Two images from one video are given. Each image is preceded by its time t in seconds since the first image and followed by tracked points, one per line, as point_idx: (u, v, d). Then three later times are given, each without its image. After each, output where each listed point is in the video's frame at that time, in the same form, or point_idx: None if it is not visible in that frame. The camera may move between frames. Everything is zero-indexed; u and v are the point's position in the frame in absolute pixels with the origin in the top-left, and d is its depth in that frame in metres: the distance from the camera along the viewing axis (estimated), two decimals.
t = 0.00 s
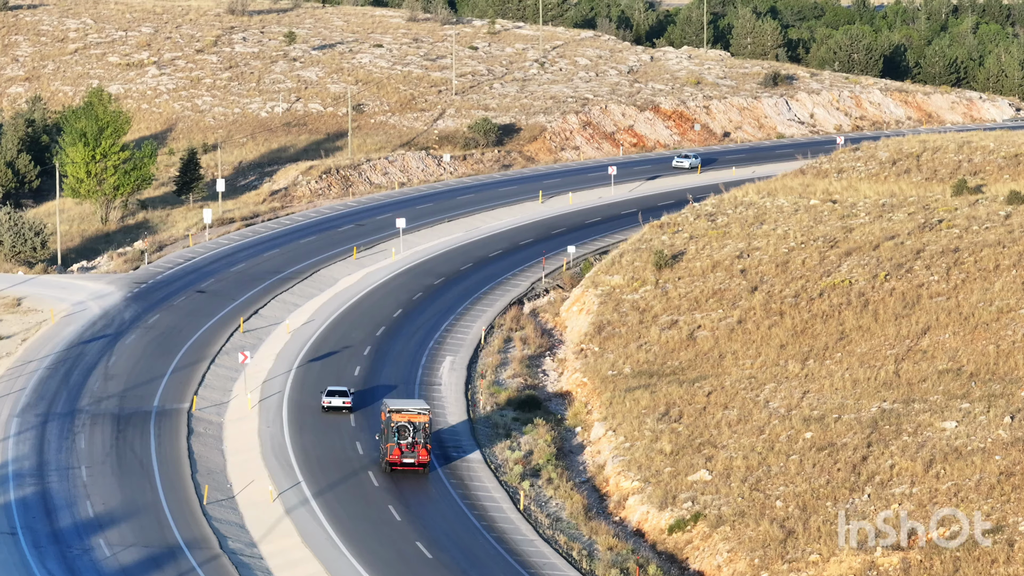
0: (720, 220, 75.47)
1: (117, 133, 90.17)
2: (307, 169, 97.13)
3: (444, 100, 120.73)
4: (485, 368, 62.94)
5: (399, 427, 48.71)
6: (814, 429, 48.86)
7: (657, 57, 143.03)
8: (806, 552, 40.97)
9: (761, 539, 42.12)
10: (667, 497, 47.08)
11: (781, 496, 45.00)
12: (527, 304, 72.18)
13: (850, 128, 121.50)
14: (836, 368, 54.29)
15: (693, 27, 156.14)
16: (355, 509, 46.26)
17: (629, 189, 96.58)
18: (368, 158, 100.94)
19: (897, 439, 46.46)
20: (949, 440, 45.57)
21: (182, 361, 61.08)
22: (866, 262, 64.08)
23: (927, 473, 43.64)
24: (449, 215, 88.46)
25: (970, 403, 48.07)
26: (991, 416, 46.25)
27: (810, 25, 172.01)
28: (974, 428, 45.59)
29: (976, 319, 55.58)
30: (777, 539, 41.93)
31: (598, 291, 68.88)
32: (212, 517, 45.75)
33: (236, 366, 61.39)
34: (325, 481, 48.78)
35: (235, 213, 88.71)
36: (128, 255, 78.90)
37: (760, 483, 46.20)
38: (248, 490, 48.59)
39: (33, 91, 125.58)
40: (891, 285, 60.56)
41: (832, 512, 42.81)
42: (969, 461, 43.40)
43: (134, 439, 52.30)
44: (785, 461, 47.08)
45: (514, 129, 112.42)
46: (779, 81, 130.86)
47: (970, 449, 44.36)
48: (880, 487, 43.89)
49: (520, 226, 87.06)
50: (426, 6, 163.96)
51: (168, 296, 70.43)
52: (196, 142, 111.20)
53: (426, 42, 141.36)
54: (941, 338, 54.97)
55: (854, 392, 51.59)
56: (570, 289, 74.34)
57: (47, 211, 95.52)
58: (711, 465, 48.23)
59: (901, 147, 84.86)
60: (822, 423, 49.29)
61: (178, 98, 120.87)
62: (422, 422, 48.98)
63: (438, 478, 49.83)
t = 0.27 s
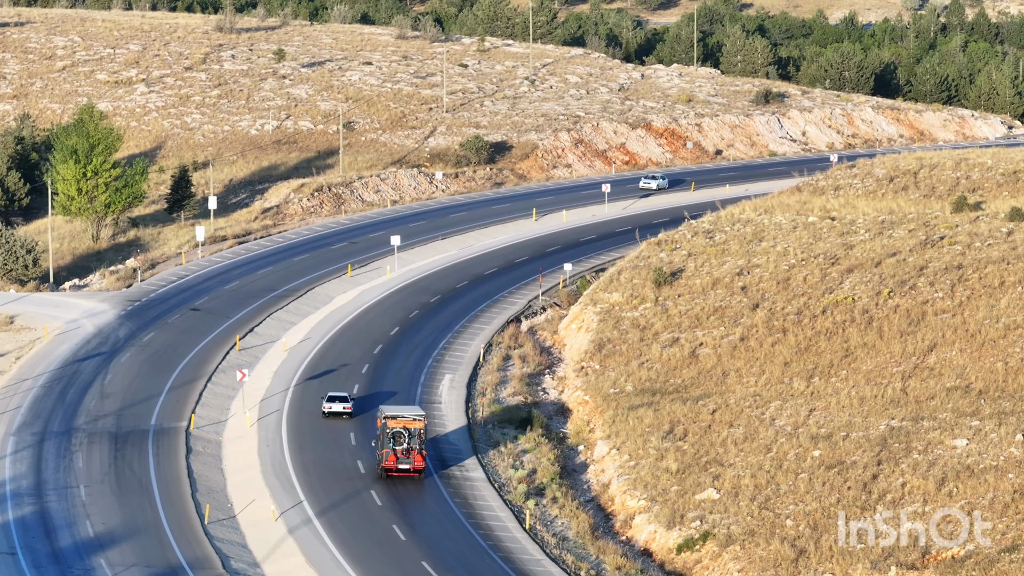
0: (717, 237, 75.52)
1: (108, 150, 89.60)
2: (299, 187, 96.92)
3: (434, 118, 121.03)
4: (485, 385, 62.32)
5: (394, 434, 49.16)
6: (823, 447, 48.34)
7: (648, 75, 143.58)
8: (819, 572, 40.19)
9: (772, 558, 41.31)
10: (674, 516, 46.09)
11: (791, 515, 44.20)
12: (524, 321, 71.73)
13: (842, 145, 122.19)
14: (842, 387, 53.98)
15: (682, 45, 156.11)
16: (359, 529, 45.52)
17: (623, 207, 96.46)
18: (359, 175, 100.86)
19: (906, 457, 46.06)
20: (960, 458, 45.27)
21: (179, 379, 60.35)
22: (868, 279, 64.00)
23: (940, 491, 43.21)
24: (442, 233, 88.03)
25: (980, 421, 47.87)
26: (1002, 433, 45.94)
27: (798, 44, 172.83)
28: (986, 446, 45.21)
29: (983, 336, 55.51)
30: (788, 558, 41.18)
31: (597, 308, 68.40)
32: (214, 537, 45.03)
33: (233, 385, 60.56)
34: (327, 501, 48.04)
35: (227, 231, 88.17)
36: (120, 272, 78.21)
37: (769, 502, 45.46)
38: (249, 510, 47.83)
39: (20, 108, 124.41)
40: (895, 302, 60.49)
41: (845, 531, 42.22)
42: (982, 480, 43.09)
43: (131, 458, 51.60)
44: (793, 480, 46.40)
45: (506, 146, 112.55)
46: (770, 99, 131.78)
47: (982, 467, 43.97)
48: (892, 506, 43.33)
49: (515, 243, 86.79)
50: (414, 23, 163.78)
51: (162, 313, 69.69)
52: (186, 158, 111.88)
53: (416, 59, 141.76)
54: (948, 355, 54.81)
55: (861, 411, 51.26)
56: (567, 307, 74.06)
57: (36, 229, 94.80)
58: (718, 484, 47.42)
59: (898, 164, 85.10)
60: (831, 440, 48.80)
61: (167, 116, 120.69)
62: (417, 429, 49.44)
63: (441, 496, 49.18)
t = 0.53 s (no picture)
0: (714, 255, 75.59)
1: (97, 168, 90.07)
2: (289, 206, 96.87)
3: (423, 136, 121.30)
4: (483, 405, 61.95)
5: (389, 440, 49.92)
6: (831, 466, 47.96)
7: (636, 93, 144.11)
8: None
9: None
10: (682, 537, 45.38)
11: (801, 534, 43.69)
12: (521, 340, 71.50)
13: (833, 164, 122.47)
14: (849, 405, 53.68)
15: (669, 64, 157.45)
16: (362, 549, 44.94)
17: (615, 226, 96.62)
18: (349, 194, 100.81)
19: (917, 476, 45.72)
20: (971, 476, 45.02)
21: (174, 398, 59.90)
22: (869, 296, 63.97)
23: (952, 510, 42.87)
24: (434, 252, 87.95)
25: (990, 439, 47.65)
26: (1013, 452, 45.71)
27: (784, 63, 173.67)
28: (997, 465, 45.02)
29: (989, 354, 55.42)
30: None
31: (595, 327, 68.07)
32: (214, 558, 44.46)
33: (229, 405, 60.14)
34: (329, 520, 47.46)
35: (217, 250, 88.15)
36: (110, 292, 78.08)
37: (778, 521, 44.94)
38: (249, 530, 47.24)
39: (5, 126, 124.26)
40: (899, 320, 60.47)
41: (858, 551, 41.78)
42: (996, 499, 42.75)
43: (128, 478, 51.10)
44: (801, 499, 45.95)
45: (496, 165, 112.63)
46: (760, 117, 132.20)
47: (995, 486, 43.69)
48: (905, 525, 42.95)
49: (508, 262, 86.82)
50: (400, 43, 164.98)
51: (154, 332, 69.31)
52: (173, 177, 111.69)
53: (403, 78, 142.20)
54: (954, 373, 54.68)
55: (868, 429, 50.97)
56: (563, 326, 73.97)
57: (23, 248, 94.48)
58: (726, 504, 46.81)
59: (893, 182, 85.32)
60: (839, 460, 48.45)
61: (154, 134, 120.67)
62: (411, 435, 50.22)
63: (444, 516, 48.67)
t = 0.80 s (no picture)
0: (709, 271, 75.52)
1: (85, 185, 89.58)
2: (277, 224, 96.83)
3: (411, 154, 121.40)
4: (480, 423, 61.53)
5: (381, 446, 50.63)
6: (837, 484, 47.56)
7: (625, 110, 144.54)
8: None
9: None
10: (687, 555, 44.69)
11: (808, 554, 43.33)
12: (515, 358, 71.20)
13: (823, 182, 122.40)
14: (854, 423, 53.34)
15: (656, 81, 158.14)
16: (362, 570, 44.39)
17: (606, 243, 96.67)
18: (337, 212, 100.67)
19: (925, 494, 45.35)
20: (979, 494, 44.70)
21: (167, 417, 59.56)
22: (869, 313, 63.82)
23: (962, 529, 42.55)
24: (425, 269, 87.89)
25: (998, 457, 47.36)
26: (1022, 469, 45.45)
27: (770, 80, 174.42)
28: (1007, 482, 44.72)
29: (993, 371, 55.18)
30: None
31: (592, 345, 67.80)
32: None
33: (223, 423, 59.79)
34: (327, 540, 46.93)
35: (206, 267, 87.99)
36: (99, 309, 77.96)
37: (784, 540, 44.50)
38: (247, 550, 46.71)
39: None
40: (900, 337, 60.30)
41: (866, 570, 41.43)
42: (1008, 518, 42.40)
43: (123, 497, 50.69)
44: (806, 518, 45.61)
45: (484, 183, 112.58)
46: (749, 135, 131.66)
47: (1005, 504, 43.37)
48: (914, 544, 42.62)
49: (500, 279, 86.78)
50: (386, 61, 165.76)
51: (145, 350, 69.06)
52: (159, 194, 111.38)
53: (390, 95, 142.51)
54: (958, 390, 54.42)
55: (873, 447, 50.68)
56: (557, 343, 73.76)
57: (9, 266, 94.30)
58: (730, 522, 46.34)
59: (886, 199, 85.30)
60: (844, 477, 48.12)
61: (140, 152, 120.66)
62: (404, 442, 50.88)
63: (444, 535, 48.17)
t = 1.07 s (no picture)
0: (699, 288, 75.45)
1: (68, 203, 89.14)
2: (260, 242, 96.54)
3: (394, 171, 121.31)
4: (471, 441, 61.15)
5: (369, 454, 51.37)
6: (837, 503, 47.12)
7: (607, 128, 144.82)
8: None
9: None
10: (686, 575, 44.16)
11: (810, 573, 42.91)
12: (504, 376, 70.85)
13: (806, 201, 122.41)
14: (853, 441, 53.00)
15: (637, 99, 158.61)
16: None
17: (591, 261, 96.68)
18: (320, 229, 100.45)
19: (928, 512, 45.01)
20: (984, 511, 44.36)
21: (155, 435, 59.04)
22: (863, 330, 63.65)
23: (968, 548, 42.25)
24: (410, 287, 87.72)
25: (1000, 474, 47.12)
26: None
27: (750, 98, 175.13)
28: (1010, 500, 44.43)
29: (992, 388, 54.98)
30: None
31: (582, 362, 67.28)
32: None
33: (212, 441, 59.29)
34: (321, 559, 46.33)
35: (190, 285, 87.60)
36: (83, 328, 77.42)
37: (786, 559, 44.07)
38: (240, 569, 46.07)
39: None
40: (896, 353, 60.14)
41: None
42: (1014, 536, 42.12)
43: (113, 516, 50.13)
44: (808, 536, 45.20)
45: (468, 201, 112.41)
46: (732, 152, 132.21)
47: (1010, 522, 43.12)
48: (918, 563, 42.32)
49: (487, 296, 86.69)
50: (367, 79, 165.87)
51: (131, 369, 68.58)
52: (141, 211, 110.79)
53: (371, 113, 142.64)
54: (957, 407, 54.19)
55: (873, 465, 50.35)
56: (545, 361, 73.56)
57: None
58: (730, 541, 45.85)
59: (874, 216, 85.37)
60: (844, 495, 47.71)
61: (120, 170, 120.16)
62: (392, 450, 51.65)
63: (440, 554, 47.63)
